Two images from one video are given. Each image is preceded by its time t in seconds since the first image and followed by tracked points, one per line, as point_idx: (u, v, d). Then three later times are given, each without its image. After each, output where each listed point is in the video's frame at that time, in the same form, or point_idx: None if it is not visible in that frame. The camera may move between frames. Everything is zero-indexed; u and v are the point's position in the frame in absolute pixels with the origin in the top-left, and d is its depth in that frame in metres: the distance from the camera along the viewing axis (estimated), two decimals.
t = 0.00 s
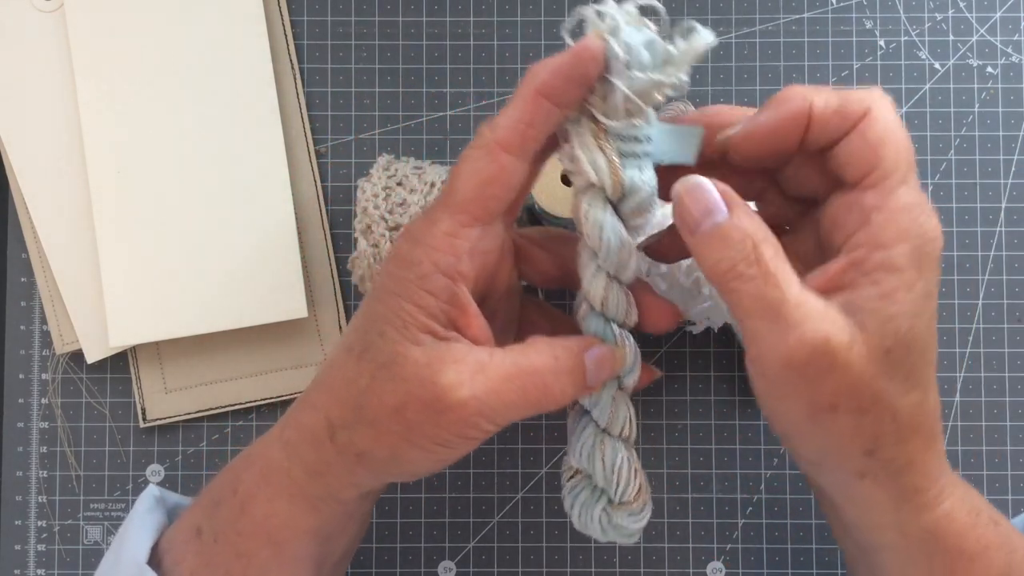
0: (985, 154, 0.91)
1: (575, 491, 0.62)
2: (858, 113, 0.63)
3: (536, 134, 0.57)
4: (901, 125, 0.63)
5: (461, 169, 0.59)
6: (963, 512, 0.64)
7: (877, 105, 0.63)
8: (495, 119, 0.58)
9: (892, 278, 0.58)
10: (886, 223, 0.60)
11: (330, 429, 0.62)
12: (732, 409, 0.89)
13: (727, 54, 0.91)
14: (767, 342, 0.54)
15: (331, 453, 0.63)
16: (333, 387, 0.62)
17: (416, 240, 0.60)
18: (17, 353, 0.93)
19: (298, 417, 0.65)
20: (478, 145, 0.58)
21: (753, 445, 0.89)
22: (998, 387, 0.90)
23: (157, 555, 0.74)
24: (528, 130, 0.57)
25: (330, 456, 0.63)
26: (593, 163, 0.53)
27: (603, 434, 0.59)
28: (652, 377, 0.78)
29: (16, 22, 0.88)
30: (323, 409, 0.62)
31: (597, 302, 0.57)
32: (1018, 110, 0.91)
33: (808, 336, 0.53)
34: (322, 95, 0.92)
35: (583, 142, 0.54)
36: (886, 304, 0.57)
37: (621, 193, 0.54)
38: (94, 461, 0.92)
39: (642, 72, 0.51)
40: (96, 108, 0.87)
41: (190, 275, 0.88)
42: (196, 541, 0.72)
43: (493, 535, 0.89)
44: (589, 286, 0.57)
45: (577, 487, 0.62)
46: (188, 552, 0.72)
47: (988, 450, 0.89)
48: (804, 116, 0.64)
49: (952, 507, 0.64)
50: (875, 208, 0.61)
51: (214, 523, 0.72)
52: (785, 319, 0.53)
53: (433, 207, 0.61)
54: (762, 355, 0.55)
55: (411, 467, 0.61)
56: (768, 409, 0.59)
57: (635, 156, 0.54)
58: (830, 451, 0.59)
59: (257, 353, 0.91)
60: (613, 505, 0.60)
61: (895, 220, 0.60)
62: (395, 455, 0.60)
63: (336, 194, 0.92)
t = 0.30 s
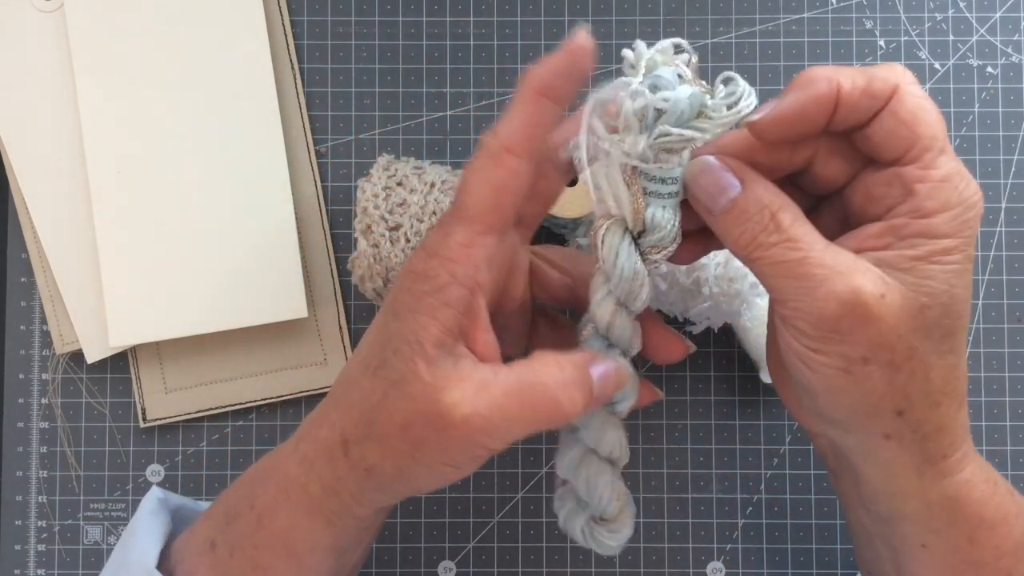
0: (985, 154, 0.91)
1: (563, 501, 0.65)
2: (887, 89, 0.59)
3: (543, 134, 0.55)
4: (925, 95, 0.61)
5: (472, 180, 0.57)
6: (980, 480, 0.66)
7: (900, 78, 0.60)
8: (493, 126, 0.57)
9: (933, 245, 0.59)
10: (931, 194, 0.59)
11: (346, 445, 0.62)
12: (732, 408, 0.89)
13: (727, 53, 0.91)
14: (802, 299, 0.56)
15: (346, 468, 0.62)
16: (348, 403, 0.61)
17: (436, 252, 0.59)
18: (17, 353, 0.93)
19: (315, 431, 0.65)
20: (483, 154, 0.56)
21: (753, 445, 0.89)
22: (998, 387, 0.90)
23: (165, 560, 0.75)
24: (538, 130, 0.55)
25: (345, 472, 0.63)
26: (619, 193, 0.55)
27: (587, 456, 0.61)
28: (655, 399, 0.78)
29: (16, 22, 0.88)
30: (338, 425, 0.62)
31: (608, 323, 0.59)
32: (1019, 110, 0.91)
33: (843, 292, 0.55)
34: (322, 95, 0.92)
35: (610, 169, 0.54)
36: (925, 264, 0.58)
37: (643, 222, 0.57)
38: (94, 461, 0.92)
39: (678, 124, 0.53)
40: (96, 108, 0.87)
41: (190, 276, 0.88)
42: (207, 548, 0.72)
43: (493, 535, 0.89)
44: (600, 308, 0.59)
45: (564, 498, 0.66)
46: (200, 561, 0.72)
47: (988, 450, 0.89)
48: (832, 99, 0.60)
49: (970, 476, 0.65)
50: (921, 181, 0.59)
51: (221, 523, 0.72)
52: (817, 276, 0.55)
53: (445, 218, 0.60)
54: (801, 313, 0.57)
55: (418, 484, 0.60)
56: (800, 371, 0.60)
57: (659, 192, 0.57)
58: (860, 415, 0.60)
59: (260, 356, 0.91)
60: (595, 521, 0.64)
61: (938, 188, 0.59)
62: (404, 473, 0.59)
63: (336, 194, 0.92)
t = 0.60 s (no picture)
0: (985, 155, 0.91)
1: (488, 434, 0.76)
2: (904, 91, 0.58)
3: (551, 172, 0.62)
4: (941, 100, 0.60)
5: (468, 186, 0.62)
6: (983, 481, 0.66)
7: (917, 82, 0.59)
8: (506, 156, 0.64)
9: (944, 249, 0.58)
10: (943, 197, 0.58)
11: (375, 456, 0.62)
12: (732, 408, 0.89)
13: (726, 54, 0.91)
14: (814, 299, 0.55)
15: (380, 478, 0.63)
16: (365, 416, 0.61)
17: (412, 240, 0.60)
18: (17, 353, 0.93)
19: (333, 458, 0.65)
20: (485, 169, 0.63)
21: (753, 445, 0.89)
22: (998, 387, 0.90)
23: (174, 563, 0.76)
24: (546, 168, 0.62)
25: (380, 482, 0.63)
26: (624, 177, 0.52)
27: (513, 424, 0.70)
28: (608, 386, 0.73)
29: (16, 22, 0.88)
30: (361, 440, 0.62)
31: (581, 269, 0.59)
32: (1019, 110, 0.91)
33: (855, 293, 0.54)
34: (322, 95, 0.92)
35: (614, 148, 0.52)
36: (937, 268, 0.57)
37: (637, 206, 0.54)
38: (94, 461, 0.92)
39: (689, 127, 0.49)
40: (96, 108, 0.87)
41: (190, 276, 0.88)
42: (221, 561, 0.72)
43: (493, 535, 0.89)
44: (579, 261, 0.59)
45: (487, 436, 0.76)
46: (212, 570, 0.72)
47: (988, 450, 0.89)
48: (848, 101, 0.58)
49: (973, 476, 0.65)
50: (935, 184, 0.58)
51: (233, 531, 0.73)
52: (829, 277, 0.54)
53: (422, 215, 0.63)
54: (811, 312, 0.56)
55: (468, 461, 0.60)
56: (808, 371, 0.60)
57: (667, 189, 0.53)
58: (868, 416, 0.59)
59: (261, 357, 0.91)
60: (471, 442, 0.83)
61: (950, 192, 0.58)
62: (444, 460, 0.60)
63: (336, 194, 0.92)
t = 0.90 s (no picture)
0: (985, 155, 0.91)
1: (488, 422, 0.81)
2: (842, 105, 0.58)
3: (545, 198, 0.57)
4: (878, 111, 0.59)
5: (466, 215, 0.56)
6: (966, 487, 0.67)
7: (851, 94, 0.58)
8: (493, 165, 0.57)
9: (899, 258, 0.57)
10: (891, 209, 0.58)
11: (407, 495, 0.63)
12: (732, 408, 0.89)
13: (727, 54, 0.91)
14: (776, 320, 0.56)
15: (417, 511, 0.64)
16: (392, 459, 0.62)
17: (420, 292, 0.57)
18: (17, 353, 0.92)
19: (362, 499, 0.66)
20: (475, 190, 0.56)
21: (753, 445, 0.89)
22: (998, 387, 0.90)
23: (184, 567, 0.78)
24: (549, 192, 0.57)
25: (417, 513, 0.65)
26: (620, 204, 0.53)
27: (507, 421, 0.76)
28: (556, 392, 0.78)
29: (16, 22, 0.88)
30: (389, 482, 0.63)
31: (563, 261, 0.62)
32: (1018, 110, 0.91)
33: (818, 310, 0.54)
34: (322, 95, 0.92)
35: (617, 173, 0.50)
36: (893, 279, 0.57)
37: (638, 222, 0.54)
38: (94, 461, 0.92)
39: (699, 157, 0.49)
40: (96, 109, 0.87)
41: (190, 277, 0.88)
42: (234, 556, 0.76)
43: (493, 535, 0.90)
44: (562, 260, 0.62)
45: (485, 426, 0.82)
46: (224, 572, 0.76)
47: (988, 450, 0.90)
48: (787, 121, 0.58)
49: (956, 482, 0.66)
50: (880, 197, 0.58)
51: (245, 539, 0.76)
52: (794, 295, 0.54)
53: (419, 251, 0.58)
54: (777, 332, 0.56)
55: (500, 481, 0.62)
56: (779, 390, 0.60)
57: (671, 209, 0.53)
58: (841, 430, 0.60)
59: (261, 357, 0.91)
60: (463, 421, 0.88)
61: (897, 203, 0.58)
62: (480, 487, 0.62)
63: (336, 194, 0.92)
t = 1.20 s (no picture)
0: (985, 155, 0.91)
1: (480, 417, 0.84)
2: (881, 118, 0.58)
3: (507, 221, 0.54)
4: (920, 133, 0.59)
5: (430, 248, 0.53)
6: (962, 505, 0.66)
7: (900, 116, 0.59)
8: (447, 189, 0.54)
9: (923, 272, 0.56)
10: (914, 224, 0.57)
11: (417, 513, 0.64)
12: (732, 408, 0.89)
13: (727, 54, 0.91)
14: (791, 332, 0.55)
15: (428, 525, 0.65)
16: (397, 482, 0.62)
17: (398, 330, 0.55)
18: (17, 353, 0.92)
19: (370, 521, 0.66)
20: (430, 218, 0.53)
21: (753, 445, 0.89)
22: (998, 387, 0.90)
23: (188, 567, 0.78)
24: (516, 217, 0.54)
25: (428, 527, 0.66)
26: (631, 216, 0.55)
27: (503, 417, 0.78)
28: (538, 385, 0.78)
29: (16, 22, 0.88)
30: (397, 505, 0.64)
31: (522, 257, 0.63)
32: (1018, 110, 0.91)
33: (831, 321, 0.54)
34: (322, 95, 0.92)
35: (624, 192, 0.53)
36: (911, 295, 0.56)
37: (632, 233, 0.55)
38: (94, 461, 0.92)
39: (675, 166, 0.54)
40: (96, 109, 0.87)
41: (190, 278, 0.88)
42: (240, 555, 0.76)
43: (493, 535, 0.90)
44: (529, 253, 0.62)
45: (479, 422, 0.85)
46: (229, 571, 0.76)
47: (988, 450, 0.90)
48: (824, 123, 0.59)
49: (953, 503, 0.65)
50: (908, 210, 0.57)
51: (250, 540, 0.76)
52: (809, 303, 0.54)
53: (387, 285, 0.56)
54: (789, 345, 0.56)
55: (507, 485, 0.63)
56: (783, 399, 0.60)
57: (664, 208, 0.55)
58: (841, 447, 0.59)
59: (260, 357, 0.91)
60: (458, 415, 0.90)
61: (923, 219, 0.57)
62: (487, 494, 0.63)
63: (336, 194, 0.92)
